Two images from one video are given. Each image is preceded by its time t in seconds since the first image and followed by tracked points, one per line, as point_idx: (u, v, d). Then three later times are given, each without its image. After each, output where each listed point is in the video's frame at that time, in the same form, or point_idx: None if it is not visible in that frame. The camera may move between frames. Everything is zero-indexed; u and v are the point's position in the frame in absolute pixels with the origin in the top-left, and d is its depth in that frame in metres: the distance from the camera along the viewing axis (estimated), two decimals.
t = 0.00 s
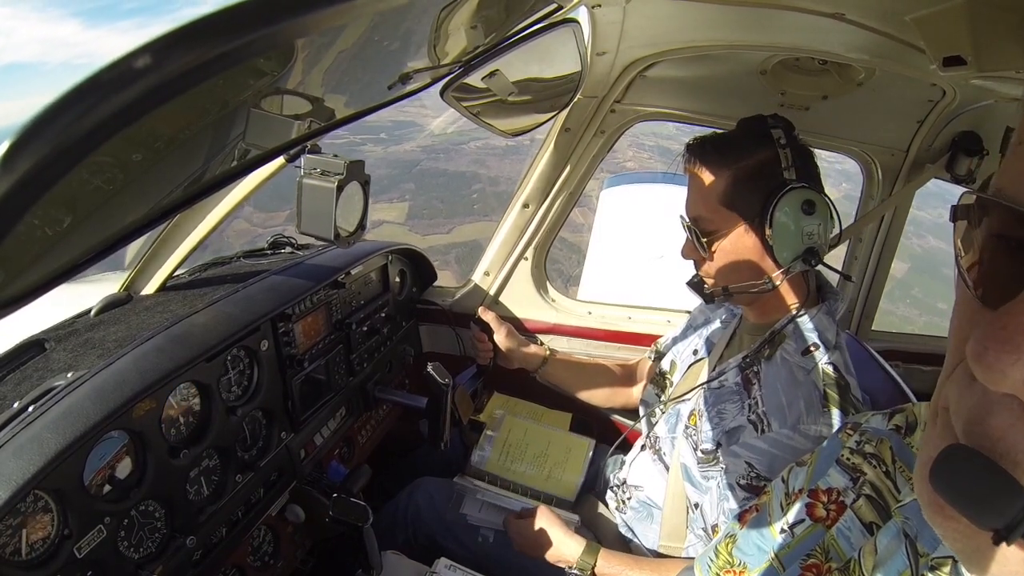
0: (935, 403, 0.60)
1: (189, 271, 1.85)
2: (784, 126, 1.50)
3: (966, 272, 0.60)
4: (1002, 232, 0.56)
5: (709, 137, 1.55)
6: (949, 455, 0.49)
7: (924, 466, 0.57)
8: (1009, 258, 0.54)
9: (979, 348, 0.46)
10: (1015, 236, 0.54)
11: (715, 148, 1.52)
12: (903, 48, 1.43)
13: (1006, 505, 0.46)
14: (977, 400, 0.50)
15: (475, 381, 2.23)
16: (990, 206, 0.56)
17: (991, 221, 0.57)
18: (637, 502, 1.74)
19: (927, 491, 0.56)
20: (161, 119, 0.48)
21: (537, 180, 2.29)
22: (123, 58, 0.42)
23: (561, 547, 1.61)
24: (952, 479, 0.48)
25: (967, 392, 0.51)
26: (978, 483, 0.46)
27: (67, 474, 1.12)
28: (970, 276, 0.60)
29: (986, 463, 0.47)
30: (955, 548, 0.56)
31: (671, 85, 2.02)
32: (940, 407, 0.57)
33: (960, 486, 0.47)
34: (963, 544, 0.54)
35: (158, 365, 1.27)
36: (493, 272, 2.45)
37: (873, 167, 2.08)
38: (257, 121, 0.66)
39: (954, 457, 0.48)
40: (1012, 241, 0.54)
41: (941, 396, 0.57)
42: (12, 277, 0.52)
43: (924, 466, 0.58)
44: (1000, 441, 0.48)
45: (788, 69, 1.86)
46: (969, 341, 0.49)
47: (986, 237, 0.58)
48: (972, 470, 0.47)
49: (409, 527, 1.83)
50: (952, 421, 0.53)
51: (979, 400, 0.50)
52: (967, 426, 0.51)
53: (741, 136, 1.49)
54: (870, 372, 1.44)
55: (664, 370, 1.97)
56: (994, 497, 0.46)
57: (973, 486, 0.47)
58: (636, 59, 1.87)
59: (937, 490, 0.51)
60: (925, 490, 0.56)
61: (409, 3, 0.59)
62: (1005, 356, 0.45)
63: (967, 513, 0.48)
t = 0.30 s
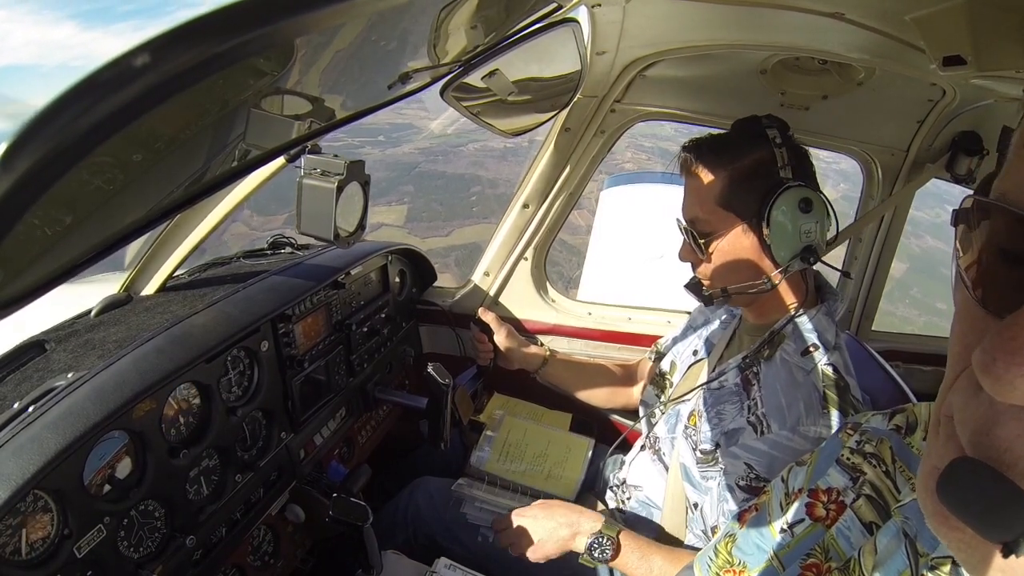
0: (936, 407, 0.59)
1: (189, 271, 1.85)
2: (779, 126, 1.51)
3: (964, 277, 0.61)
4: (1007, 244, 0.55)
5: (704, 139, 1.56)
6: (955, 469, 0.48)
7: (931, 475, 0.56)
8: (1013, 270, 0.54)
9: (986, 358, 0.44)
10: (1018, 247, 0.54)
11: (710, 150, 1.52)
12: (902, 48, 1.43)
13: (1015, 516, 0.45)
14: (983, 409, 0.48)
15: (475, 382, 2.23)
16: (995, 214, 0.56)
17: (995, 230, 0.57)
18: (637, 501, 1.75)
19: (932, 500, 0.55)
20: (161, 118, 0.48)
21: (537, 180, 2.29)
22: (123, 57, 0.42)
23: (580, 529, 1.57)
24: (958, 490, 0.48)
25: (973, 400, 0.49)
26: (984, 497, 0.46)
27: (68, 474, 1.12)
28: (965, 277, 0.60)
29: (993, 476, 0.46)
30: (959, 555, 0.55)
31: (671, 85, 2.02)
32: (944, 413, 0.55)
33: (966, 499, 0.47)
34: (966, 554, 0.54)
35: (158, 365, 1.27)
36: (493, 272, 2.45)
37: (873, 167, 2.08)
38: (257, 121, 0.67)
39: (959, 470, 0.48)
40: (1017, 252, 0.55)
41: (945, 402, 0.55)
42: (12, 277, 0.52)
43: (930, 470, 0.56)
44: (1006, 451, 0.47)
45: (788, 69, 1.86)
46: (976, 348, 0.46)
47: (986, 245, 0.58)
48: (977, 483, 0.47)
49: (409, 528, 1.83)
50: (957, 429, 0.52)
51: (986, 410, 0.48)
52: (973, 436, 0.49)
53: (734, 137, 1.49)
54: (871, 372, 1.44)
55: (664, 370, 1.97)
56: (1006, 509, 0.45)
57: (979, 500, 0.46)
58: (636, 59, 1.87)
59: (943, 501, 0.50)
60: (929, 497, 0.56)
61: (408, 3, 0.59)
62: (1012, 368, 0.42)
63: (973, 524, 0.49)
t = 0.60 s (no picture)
0: (939, 413, 0.59)
1: (189, 271, 1.84)
2: (768, 127, 1.51)
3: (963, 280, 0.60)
4: (1010, 247, 0.55)
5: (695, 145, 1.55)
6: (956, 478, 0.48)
7: (938, 482, 0.55)
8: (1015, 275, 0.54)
9: (991, 368, 0.44)
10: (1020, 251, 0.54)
11: (700, 156, 1.52)
12: (903, 48, 1.43)
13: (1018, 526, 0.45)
14: (985, 418, 0.48)
15: (475, 382, 2.22)
16: (996, 218, 0.56)
17: (995, 232, 0.56)
18: (636, 501, 1.74)
19: (937, 508, 0.55)
20: (161, 118, 0.48)
21: (537, 180, 2.29)
22: (123, 57, 0.42)
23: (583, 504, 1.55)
24: (960, 498, 0.48)
25: (977, 408, 0.49)
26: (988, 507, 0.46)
27: (68, 474, 1.12)
28: (964, 278, 0.60)
29: (997, 487, 0.46)
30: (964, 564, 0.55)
31: (671, 86, 2.02)
32: (947, 419, 0.55)
33: (968, 508, 0.47)
34: (968, 563, 0.54)
35: (158, 365, 1.27)
36: (493, 273, 2.45)
37: (873, 167, 2.08)
38: (258, 121, 0.67)
39: (962, 479, 0.48)
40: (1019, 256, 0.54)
41: (947, 410, 0.55)
42: (13, 278, 0.52)
43: (934, 476, 0.56)
44: (1010, 459, 0.47)
45: (787, 69, 1.86)
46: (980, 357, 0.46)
47: (986, 247, 0.57)
48: (981, 491, 0.47)
49: (409, 528, 1.83)
50: (960, 437, 0.52)
51: (990, 418, 0.48)
52: (977, 445, 0.49)
53: (725, 140, 1.50)
54: (871, 372, 1.44)
55: (664, 370, 1.97)
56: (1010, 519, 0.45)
57: (982, 509, 0.46)
58: (636, 60, 1.87)
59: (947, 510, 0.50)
60: (933, 504, 0.56)
61: (406, 2, 0.59)
62: (1016, 378, 0.43)
63: (977, 532, 0.49)
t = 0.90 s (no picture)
0: (939, 416, 0.59)
1: (189, 271, 1.84)
2: (767, 128, 1.51)
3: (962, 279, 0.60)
4: (1009, 246, 0.55)
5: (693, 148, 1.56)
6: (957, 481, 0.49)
7: (939, 484, 0.55)
8: (1015, 275, 0.54)
9: (993, 370, 0.44)
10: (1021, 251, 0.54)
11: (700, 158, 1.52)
12: (903, 49, 1.43)
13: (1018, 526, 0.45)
14: (986, 420, 0.48)
15: (475, 382, 2.23)
16: (996, 219, 0.56)
17: (994, 232, 0.56)
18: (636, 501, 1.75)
19: (937, 510, 0.55)
20: (162, 119, 0.48)
21: (537, 181, 2.29)
22: (124, 60, 0.42)
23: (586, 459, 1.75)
24: (961, 501, 0.48)
25: (977, 410, 0.49)
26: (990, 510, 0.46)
27: (68, 474, 1.12)
28: (964, 278, 0.60)
29: (997, 489, 0.46)
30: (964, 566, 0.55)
31: (672, 86, 2.02)
32: (947, 420, 0.55)
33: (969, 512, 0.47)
34: (968, 564, 0.54)
35: (158, 365, 1.27)
36: (493, 272, 2.45)
37: (873, 167, 2.08)
38: (258, 122, 0.67)
39: (963, 483, 0.48)
40: (1019, 256, 0.54)
41: (947, 411, 0.55)
42: (13, 278, 0.52)
43: (933, 477, 0.56)
44: (1011, 462, 0.47)
45: (788, 70, 1.86)
46: (982, 358, 0.46)
47: (985, 247, 0.58)
48: (981, 493, 0.47)
49: (409, 528, 1.83)
50: (960, 439, 0.52)
51: (991, 420, 0.48)
52: (978, 446, 0.49)
53: (726, 141, 1.50)
54: (871, 371, 1.44)
55: (664, 369, 1.97)
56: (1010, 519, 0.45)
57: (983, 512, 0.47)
58: (636, 60, 1.87)
59: (948, 513, 0.50)
60: (934, 506, 0.56)
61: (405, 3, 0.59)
62: (1017, 381, 0.43)
63: (977, 534, 0.49)
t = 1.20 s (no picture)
0: (939, 418, 0.59)
1: (189, 271, 1.84)
2: (767, 129, 1.52)
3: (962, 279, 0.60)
4: (1009, 248, 0.55)
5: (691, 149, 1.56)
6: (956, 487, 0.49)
7: (941, 487, 0.55)
8: (1016, 276, 0.54)
9: (995, 375, 0.44)
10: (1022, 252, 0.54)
11: (700, 156, 1.52)
12: (903, 49, 1.43)
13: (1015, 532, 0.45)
14: (986, 424, 0.48)
15: (475, 381, 2.22)
16: (998, 219, 0.56)
17: (995, 233, 0.56)
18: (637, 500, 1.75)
19: (938, 514, 0.55)
20: (162, 119, 0.48)
21: (537, 181, 2.30)
22: (124, 60, 0.42)
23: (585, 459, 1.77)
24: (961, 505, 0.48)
25: (978, 414, 0.49)
26: (991, 517, 0.46)
27: (68, 474, 1.12)
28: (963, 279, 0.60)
29: (997, 495, 0.47)
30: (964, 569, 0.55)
31: (672, 86, 2.02)
32: (948, 423, 0.55)
33: (969, 517, 0.47)
34: (968, 567, 0.54)
35: (158, 364, 1.27)
36: (493, 272, 2.45)
37: (873, 167, 2.08)
38: (258, 122, 0.67)
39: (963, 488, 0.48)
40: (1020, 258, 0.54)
41: (948, 415, 0.55)
42: (13, 277, 0.52)
43: (935, 479, 0.56)
44: (1010, 468, 0.47)
45: (788, 70, 1.86)
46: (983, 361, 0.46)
47: (986, 247, 0.57)
48: (981, 499, 0.47)
49: (409, 527, 1.83)
50: (960, 442, 0.52)
51: (991, 425, 0.48)
52: (978, 451, 0.49)
53: (726, 141, 1.50)
54: (872, 370, 1.44)
55: (664, 369, 1.97)
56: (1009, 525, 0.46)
57: (983, 517, 0.47)
58: (636, 60, 1.87)
59: (948, 518, 0.50)
60: (934, 509, 0.56)
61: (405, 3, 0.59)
62: (1018, 386, 0.43)
63: (977, 539, 0.49)
